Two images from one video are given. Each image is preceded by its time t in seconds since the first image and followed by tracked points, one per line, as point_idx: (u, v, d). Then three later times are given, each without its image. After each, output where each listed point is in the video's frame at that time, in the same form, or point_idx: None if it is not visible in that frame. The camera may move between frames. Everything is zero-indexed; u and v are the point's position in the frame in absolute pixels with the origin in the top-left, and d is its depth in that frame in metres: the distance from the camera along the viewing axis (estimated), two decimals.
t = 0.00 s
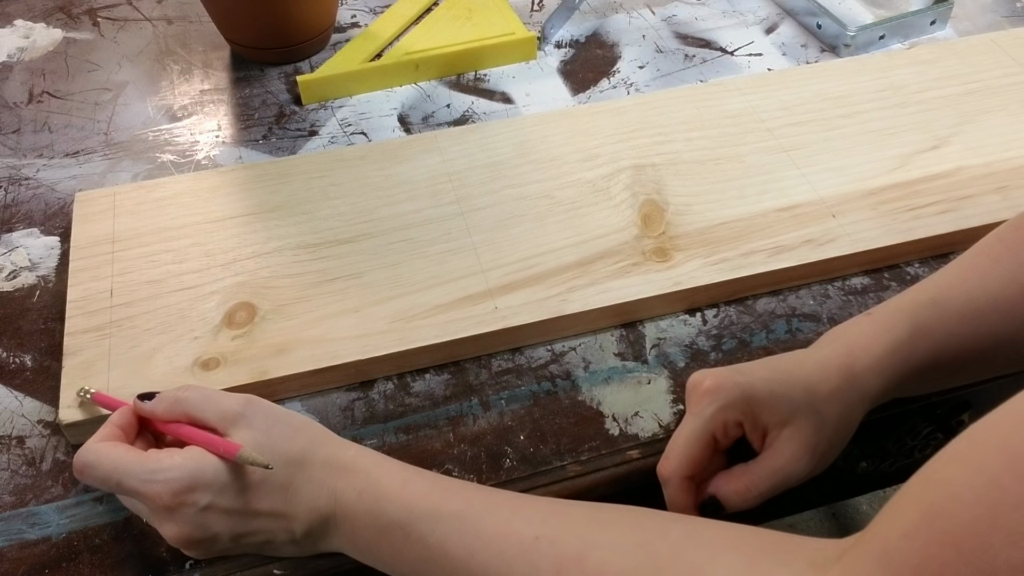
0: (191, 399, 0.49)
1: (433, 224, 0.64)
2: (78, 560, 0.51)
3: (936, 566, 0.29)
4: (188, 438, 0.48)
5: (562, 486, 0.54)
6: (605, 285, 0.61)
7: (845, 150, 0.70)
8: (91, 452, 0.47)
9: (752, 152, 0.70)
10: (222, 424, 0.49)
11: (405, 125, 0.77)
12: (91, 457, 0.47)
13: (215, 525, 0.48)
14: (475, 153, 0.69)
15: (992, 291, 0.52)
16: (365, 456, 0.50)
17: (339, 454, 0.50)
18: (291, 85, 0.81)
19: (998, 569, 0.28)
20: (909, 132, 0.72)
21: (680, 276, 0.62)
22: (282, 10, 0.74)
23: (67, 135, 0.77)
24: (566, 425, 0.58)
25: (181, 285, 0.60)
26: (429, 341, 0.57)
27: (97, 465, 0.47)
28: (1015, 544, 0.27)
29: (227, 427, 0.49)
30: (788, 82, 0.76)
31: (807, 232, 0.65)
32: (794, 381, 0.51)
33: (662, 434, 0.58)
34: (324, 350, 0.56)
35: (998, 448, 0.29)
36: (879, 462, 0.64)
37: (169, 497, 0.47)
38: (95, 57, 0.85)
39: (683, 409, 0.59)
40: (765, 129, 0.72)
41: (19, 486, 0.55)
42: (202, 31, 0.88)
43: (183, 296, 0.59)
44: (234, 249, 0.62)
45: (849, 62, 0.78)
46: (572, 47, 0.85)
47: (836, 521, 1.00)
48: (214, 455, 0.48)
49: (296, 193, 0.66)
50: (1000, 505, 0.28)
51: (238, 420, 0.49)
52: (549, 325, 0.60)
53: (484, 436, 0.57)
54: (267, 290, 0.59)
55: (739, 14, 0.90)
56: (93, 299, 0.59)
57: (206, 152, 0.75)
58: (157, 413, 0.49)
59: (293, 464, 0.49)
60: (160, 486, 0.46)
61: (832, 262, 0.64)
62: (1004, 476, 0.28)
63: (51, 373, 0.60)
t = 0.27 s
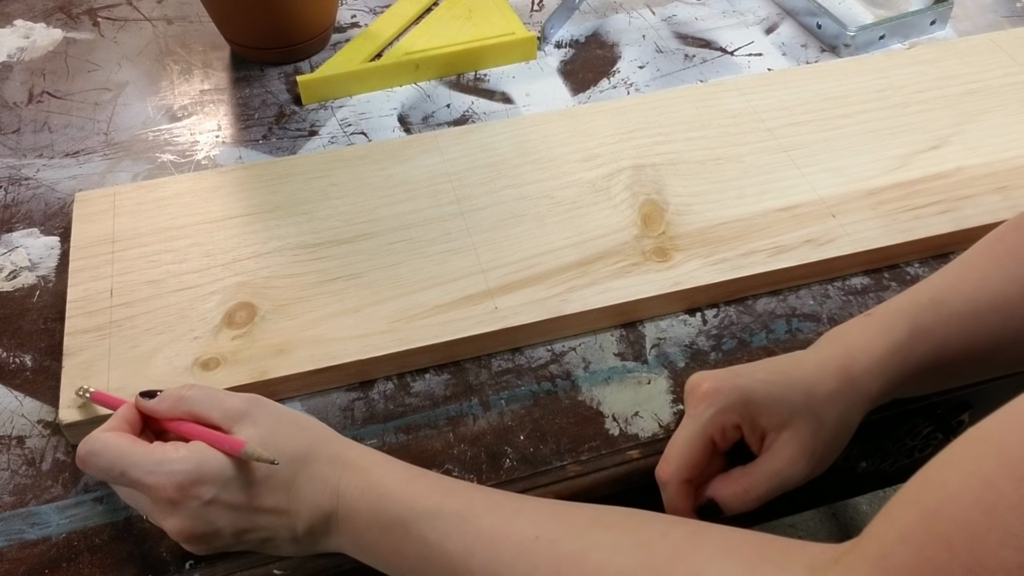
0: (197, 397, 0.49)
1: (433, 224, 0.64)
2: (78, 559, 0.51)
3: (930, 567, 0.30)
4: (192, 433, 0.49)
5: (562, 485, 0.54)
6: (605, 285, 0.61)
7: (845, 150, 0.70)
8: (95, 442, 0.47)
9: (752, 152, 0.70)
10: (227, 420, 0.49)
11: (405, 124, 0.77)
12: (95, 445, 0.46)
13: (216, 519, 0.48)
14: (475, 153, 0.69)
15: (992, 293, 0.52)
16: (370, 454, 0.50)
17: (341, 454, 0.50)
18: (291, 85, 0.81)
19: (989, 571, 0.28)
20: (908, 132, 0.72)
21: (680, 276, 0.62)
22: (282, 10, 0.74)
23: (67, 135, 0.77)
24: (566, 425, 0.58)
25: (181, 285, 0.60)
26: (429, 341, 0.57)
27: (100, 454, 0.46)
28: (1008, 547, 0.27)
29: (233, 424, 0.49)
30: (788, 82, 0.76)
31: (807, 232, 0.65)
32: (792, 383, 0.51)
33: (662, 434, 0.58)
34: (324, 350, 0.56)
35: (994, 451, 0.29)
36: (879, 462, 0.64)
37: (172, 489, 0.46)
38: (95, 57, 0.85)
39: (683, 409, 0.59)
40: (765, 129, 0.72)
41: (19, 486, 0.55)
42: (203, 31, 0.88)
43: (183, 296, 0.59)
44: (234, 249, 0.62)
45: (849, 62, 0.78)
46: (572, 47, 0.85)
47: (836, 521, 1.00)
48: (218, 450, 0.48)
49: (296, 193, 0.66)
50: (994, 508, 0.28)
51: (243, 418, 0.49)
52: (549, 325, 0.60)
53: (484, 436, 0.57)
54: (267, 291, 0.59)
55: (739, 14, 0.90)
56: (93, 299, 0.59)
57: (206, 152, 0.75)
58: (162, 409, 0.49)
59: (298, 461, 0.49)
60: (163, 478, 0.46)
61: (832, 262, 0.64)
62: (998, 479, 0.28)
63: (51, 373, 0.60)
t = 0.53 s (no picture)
0: (202, 391, 0.50)
1: (433, 224, 0.64)
2: (78, 559, 0.51)
3: (928, 565, 0.29)
4: (196, 427, 0.49)
5: (562, 485, 0.54)
6: (605, 286, 0.61)
7: (845, 150, 0.70)
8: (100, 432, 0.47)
9: (752, 152, 0.70)
10: (231, 415, 0.49)
11: (405, 124, 0.77)
12: (100, 435, 0.47)
13: (219, 514, 0.48)
14: (475, 154, 0.69)
15: (992, 294, 0.52)
16: (372, 452, 0.50)
17: (341, 453, 0.50)
18: (291, 85, 0.81)
19: (986, 569, 0.28)
20: (908, 132, 0.72)
21: (680, 276, 0.62)
22: (282, 10, 0.74)
23: (67, 135, 0.77)
24: (567, 425, 0.58)
25: (181, 285, 0.60)
26: (429, 341, 0.57)
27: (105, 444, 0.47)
28: (1006, 545, 0.27)
29: (237, 418, 0.50)
30: (788, 82, 0.76)
31: (807, 232, 0.65)
32: (791, 386, 0.51)
33: (662, 434, 0.58)
34: (324, 350, 0.56)
35: (993, 450, 0.29)
36: (879, 462, 0.64)
37: (175, 481, 0.47)
38: (95, 57, 0.85)
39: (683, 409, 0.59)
40: (765, 129, 0.72)
41: (19, 486, 0.55)
42: (203, 31, 0.88)
43: (183, 296, 0.59)
44: (234, 249, 0.62)
45: (849, 62, 0.78)
46: (572, 47, 0.85)
47: (836, 521, 1.00)
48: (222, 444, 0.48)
49: (296, 193, 0.66)
50: (993, 506, 0.28)
51: (246, 413, 0.50)
52: (549, 325, 0.60)
53: (484, 436, 0.57)
54: (267, 291, 0.59)
55: (739, 14, 0.90)
56: (93, 299, 0.59)
57: (206, 152, 0.75)
58: (168, 402, 0.49)
59: (300, 457, 0.49)
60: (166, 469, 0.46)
61: (832, 262, 0.64)
62: (998, 478, 0.28)
63: (51, 373, 0.60)
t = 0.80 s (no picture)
0: (202, 392, 0.49)
1: (433, 225, 0.64)
2: (78, 559, 0.51)
3: (928, 564, 0.29)
4: (196, 429, 0.49)
5: (562, 485, 0.54)
6: (605, 286, 0.61)
7: (845, 150, 0.70)
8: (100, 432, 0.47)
9: (752, 152, 0.70)
10: (231, 416, 0.49)
11: (405, 124, 0.77)
12: (100, 436, 0.47)
13: (219, 516, 0.48)
14: (475, 153, 0.69)
15: (992, 295, 0.52)
16: (372, 452, 0.50)
17: (340, 453, 0.50)
18: (291, 85, 0.81)
19: (988, 570, 0.28)
20: (908, 132, 0.72)
21: (680, 276, 0.62)
22: (282, 10, 0.74)
23: (67, 135, 0.77)
24: (567, 425, 0.58)
25: (181, 286, 0.60)
26: (429, 341, 0.57)
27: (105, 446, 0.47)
28: (1007, 546, 0.27)
29: (237, 420, 0.49)
30: (788, 82, 0.76)
31: (806, 232, 0.65)
32: (791, 387, 0.51)
33: (662, 434, 0.58)
34: (324, 350, 0.56)
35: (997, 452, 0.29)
36: (879, 462, 0.64)
37: (175, 481, 0.47)
38: (95, 57, 0.85)
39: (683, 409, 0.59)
40: (765, 129, 0.72)
41: (19, 486, 0.55)
42: (203, 31, 0.88)
43: (183, 296, 0.59)
44: (234, 249, 0.62)
45: (849, 62, 0.78)
46: (572, 47, 0.85)
47: (836, 521, 1.00)
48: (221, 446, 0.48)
49: (296, 194, 0.66)
50: (995, 507, 0.28)
51: (246, 414, 0.49)
52: (549, 325, 0.60)
53: (484, 436, 0.57)
54: (267, 291, 0.59)
55: (739, 14, 0.90)
56: (93, 299, 0.59)
57: (206, 152, 0.75)
58: (168, 403, 0.49)
59: (301, 457, 0.49)
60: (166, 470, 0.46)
61: (832, 262, 0.64)
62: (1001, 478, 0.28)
63: (51, 373, 0.60)
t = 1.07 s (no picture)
0: (202, 393, 0.50)
1: (433, 225, 0.64)
2: (78, 559, 0.51)
3: (927, 560, 0.29)
4: (196, 430, 0.49)
5: (562, 485, 0.54)
6: (605, 286, 0.61)
7: (845, 150, 0.70)
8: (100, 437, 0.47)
9: (752, 152, 0.70)
10: (231, 416, 0.49)
11: (405, 124, 0.77)
12: (100, 440, 0.47)
13: (220, 516, 0.48)
14: (475, 153, 0.69)
15: (993, 294, 0.52)
16: (372, 448, 0.50)
17: (340, 450, 0.50)
18: (291, 85, 0.81)
19: (988, 564, 0.28)
20: (908, 132, 0.72)
21: (680, 276, 0.62)
22: (282, 10, 0.74)
23: (67, 135, 0.77)
24: (567, 425, 0.58)
25: (181, 286, 0.60)
26: (429, 341, 0.57)
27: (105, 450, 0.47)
28: (1006, 540, 0.27)
29: (237, 420, 0.49)
30: (788, 83, 0.76)
31: (807, 232, 0.65)
32: (791, 387, 0.51)
33: (662, 434, 0.58)
34: (324, 350, 0.56)
35: (996, 447, 0.29)
36: (880, 462, 0.64)
37: (175, 483, 0.46)
38: (95, 57, 0.85)
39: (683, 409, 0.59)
40: (765, 129, 0.72)
41: (19, 486, 0.55)
42: (203, 31, 0.88)
43: (183, 296, 0.59)
44: (234, 249, 0.62)
45: (849, 62, 0.78)
46: (572, 47, 0.85)
47: (836, 521, 1.00)
48: (221, 446, 0.48)
49: (296, 194, 0.66)
50: (993, 502, 0.28)
51: (245, 413, 0.49)
52: (549, 325, 0.60)
53: (484, 436, 0.57)
54: (267, 291, 0.59)
55: (739, 14, 0.90)
56: (93, 299, 0.59)
57: (206, 152, 0.75)
58: (168, 405, 0.49)
59: (302, 454, 0.49)
60: (166, 472, 0.46)
61: (832, 262, 0.64)
62: (1000, 473, 0.28)
63: (51, 373, 0.60)
